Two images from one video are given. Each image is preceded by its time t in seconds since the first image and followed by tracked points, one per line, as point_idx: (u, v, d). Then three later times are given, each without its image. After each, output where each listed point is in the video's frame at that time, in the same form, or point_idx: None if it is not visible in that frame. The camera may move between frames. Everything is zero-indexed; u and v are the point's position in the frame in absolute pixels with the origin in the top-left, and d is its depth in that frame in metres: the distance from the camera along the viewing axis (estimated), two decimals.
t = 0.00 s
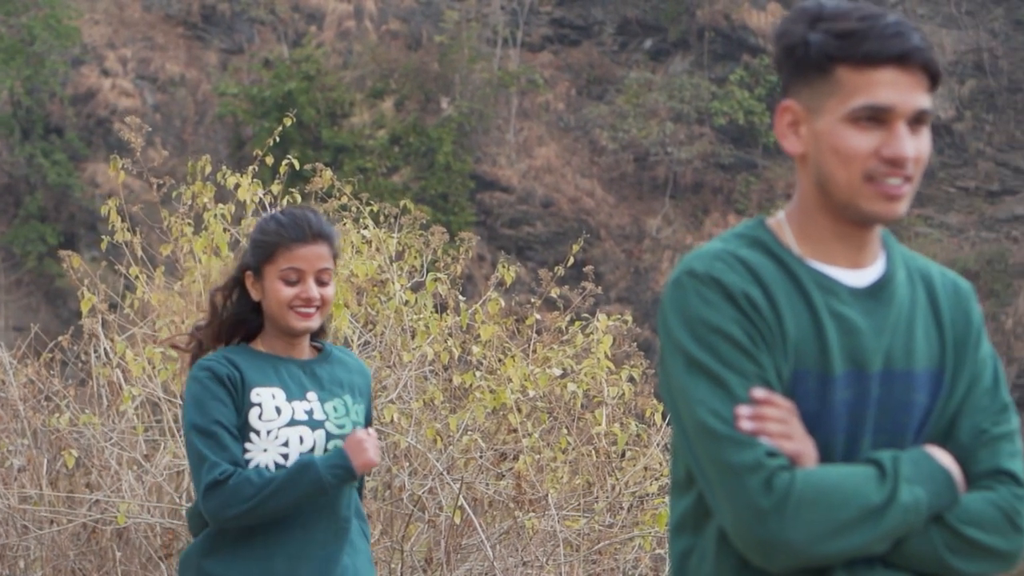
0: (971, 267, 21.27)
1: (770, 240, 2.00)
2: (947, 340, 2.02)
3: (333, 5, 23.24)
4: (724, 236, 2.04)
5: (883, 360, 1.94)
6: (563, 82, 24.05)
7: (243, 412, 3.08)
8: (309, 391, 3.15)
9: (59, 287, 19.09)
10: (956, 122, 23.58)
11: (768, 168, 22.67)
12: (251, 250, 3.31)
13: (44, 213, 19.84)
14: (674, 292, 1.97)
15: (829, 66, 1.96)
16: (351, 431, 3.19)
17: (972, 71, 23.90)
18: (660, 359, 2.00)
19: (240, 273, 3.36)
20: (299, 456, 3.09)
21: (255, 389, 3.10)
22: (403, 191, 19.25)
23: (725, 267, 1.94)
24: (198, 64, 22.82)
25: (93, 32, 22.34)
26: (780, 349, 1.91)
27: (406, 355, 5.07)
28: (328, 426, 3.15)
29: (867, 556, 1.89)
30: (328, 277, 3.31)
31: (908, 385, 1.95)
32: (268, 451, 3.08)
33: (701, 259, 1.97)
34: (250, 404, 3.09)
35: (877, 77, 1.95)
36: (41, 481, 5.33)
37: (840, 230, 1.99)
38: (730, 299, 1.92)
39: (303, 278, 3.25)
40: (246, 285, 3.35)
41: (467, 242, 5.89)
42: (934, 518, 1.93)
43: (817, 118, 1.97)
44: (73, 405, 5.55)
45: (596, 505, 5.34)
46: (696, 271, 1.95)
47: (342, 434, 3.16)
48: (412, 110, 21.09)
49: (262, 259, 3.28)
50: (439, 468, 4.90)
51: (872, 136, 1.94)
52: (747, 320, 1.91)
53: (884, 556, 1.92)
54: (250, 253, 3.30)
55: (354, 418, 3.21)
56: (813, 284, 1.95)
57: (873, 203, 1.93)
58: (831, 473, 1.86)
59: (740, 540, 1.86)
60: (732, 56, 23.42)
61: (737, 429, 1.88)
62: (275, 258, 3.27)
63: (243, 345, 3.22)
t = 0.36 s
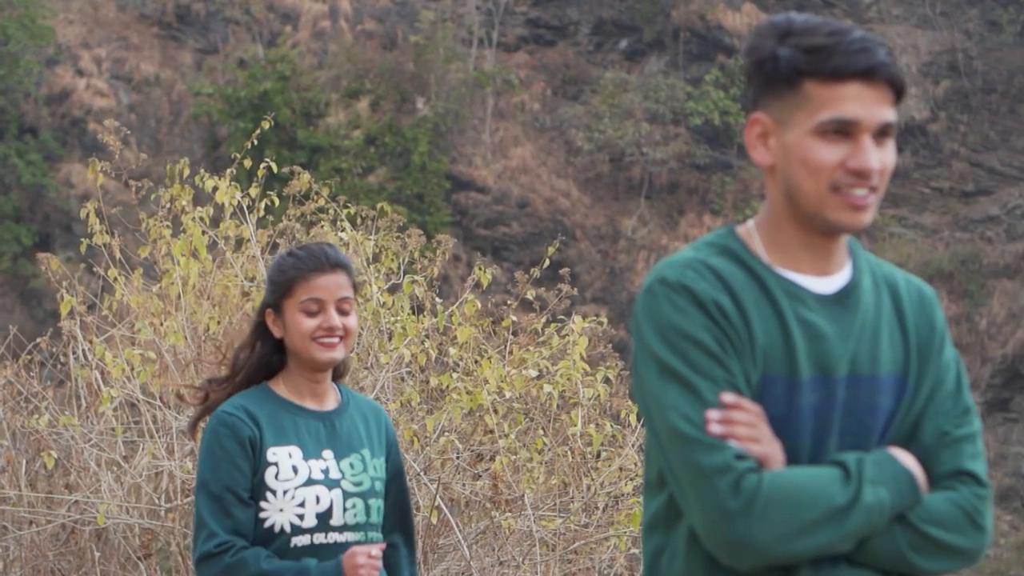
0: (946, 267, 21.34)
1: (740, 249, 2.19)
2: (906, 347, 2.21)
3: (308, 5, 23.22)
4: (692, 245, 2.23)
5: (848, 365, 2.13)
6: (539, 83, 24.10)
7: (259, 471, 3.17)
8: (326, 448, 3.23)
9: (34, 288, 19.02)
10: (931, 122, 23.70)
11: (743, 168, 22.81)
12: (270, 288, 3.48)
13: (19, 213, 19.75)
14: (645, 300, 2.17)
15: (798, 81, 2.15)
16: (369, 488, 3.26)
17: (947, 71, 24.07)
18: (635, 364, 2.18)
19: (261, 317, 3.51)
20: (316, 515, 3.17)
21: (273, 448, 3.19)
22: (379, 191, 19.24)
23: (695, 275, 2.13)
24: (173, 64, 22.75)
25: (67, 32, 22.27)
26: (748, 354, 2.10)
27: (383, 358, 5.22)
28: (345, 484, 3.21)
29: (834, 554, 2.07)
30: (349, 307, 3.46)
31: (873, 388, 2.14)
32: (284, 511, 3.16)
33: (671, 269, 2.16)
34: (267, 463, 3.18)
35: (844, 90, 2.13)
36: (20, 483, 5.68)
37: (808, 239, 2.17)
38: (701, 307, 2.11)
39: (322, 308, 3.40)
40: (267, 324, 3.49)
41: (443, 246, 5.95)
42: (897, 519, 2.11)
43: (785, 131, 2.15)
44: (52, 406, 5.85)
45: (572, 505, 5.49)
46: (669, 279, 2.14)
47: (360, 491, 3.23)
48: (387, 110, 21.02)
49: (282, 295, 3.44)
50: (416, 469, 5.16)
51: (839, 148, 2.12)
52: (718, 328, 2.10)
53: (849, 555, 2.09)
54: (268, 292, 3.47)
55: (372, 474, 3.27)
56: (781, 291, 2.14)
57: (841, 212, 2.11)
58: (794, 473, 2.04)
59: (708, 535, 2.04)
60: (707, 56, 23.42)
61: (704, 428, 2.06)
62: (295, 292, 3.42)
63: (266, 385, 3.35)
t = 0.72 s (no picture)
0: (921, 267, 21.51)
1: (710, 255, 2.23)
2: (874, 350, 2.25)
3: (283, 5, 23.21)
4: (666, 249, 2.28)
5: (816, 369, 2.17)
6: (514, 83, 24.13)
7: (272, 468, 3.16)
8: (339, 446, 3.22)
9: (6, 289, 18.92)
10: (905, 123, 23.78)
11: (718, 169, 22.85)
12: (282, 288, 3.48)
13: None
14: (619, 304, 2.21)
15: (767, 92, 2.19)
16: (384, 486, 3.23)
17: (922, 72, 24.18)
18: (607, 367, 2.23)
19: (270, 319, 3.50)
20: (331, 513, 3.15)
21: (285, 447, 3.18)
22: (353, 191, 19.20)
23: (668, 280, 2.18)
24: (147, 64, 22.69)
25: (41, 32, 22.16)
26: (718, 359, 2.14)
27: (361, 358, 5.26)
28: (359, 483, 3.19)
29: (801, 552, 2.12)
30: (362, 306, 3.47)
31: (841, 391, 2.19)
32: (297, 509, 3.14)
33: (645, 273, 2.20)
34: (280, 461, 3.16)
35: (812, 103, 2.18)
36: None
37: (776, 244, 2.22)
38: (672, 312, 2.16)
39: (338, 306, 3.41)
40: (277, 325, 3.47)
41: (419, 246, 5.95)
42: (863, 518, 2.15)
43: (755, 141, 2.20)
44: (31, 407, 5.81)
45: (548, 504, 5.54)
46: (640, 285, 2.18)
47: (374, 490, 3.20)
48: (362, 110, 21.01)
49: (295, 294, 3.44)
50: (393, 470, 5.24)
51: (807, 158, 2.17)
52: (689, 333, 2.15)
53: (817, 551, 2.14)
54: (280, 292, 3.46)
55: (387, 472, 3.25)
56: (751, 296, 2.18)
57: (809, 220, 2.16)
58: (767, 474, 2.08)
59: (679, 535, 2.08)
60: (682, 56, 23.48)
61: (674, 430, 2.11)
62: (309, 291, 3.43)
63: (278, 387, 3.33)
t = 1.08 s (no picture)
0: (895, 268, 21.68)
1: (684, 263, 2.54)
2: (837, 355, 2.55)
3: (258, 5, 23.19)
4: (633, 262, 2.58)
5: (785, 371, 2.47)
6: (490, 83, 24.16)
7: (274, 430, 3.48)
8: (341, 411, 3.53)
9: None
10: (880, 124, 23.90)
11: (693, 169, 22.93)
12: (287, 259, 3.76)
13: None
14: (598, 310, 2.50)
15: (737, 105, 2.50)
16: (390, 449, 3.55)
17: (896, 73, 24.25)
18: (587, 369, 2.52)
19: (277, 287, 3.79)
20: (333, 476, 3.47)
21: (286, 411, 3.49)
22: (326, 190, 19.15)
23: (637, 291, 2.48)
24: (122, 64, 22.60)
25: (15, 32, 22.06)
26: (692, 360, 2.44)
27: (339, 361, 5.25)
28: (363, 445, 3.51)
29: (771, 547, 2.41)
30: (367, 275, 3.76)
31: (807, 392, 2.49)
32: (301, 472, 3.46)
33: (616, 285, 2.50)
34: (281, 425, 3.48)
35: (779, 114, 2.48)
36: None
37: (747, 252, 2.52)
38: (647, 317, 2.45)
39: (341, 275, 3.70)
40: (283, 295, 3.77)
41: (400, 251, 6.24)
42: (830, 516, 2.44)
43: (726, 150, 2.50)
44: (12, 407, 6.06)
45: (524, 503, 5.60)
46: (617, 291, 2.48)
47: (379, 452, 3.52)
48: (337, 110, 20.96)
49: (300, 264, 3.72)
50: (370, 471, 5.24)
51: (776, 166, 2.47)
52: (663, 337, 2.44)
53: (786, 547, 2.43)
54: (285, 262, 3.75)
55: (392, 434, 3.57)
56: (721, 302, 2.48)
57: (776, 228, 2.46)
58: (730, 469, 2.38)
59: (652, 526, 2.36)
60: (658, 57, 23.55)
61: (644, 426, 2.40)
62: (315, 260, 3.72)
63: (286, 356, 3.65)
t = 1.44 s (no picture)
0: (870, 267, 21.69)
1: (658, 267, 2.58)
2: (806, 356, 2.60)
3: (234, 5, 23.18)
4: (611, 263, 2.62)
5: (756, 374, 2.52)
6: (466, 83, 24.16)
7: (278, 407, 3.48)
8: (349, 384, 3.54)
9: None
10: (855, 123, 23.99)
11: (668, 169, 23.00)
12: (290, 240, 3.76)
13: None
14: (575, 314, 2.55)
15: (711, 116, 2.55)
16: (396, 424, 3.56)
17: (871, 73, 24.34)
18: (564, 370, 2.57)
19: (280, 271, 3.78)
20: (338, 452, 3.47)
21: (289, 386, 3.50)
22: (303, 189, 19.14)
23: (614, 294, 2.52)
24: (98, 64, 22.51)
25: None
26: (665, 364, 2.48)
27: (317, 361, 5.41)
28: (370, 419, 3.51)
29: (742, 545, 2.45)
30: (371, 256, 3.76)
31: (778, 393, 2.54)
32: (305, 449, 3.46)
33: (593, 288, 2.54)
34: (285, 401, 3.48)
35: (752, 125, 2.53)
36: None
37: (719, 258, 2.57)
38: (622, 321, 2.49)
39: (347, 255, 3.69)
40: (287, 278, 3.75)
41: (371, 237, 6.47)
42: (799, 513, 2.49)
43: (699, 160, 2.55)
44: None
45: (501, 503, 5.69)
46: (593, 295, 2.52)
47: (385, 427, 3.53)
48: (314, 110, 20.98)
49: (304, 246, 3.72)
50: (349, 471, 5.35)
51: (747, 175, 2.52)
52: (637, 341, 2.48)
53: (757, 544, 2.48)
54: (288, 244, 3.74)
55: (399, 409, 3.58)
56: (695, 307, 2.53)
57: (748, 234, 2.51)
58: (706, 465, 2.42)
59: (628, 525, 2.40)
60: (634, 57, 23.60)
61: (622, 428, 2.44)
62: (320, 241, 3.70)
63: (294, 335, 3.65)
